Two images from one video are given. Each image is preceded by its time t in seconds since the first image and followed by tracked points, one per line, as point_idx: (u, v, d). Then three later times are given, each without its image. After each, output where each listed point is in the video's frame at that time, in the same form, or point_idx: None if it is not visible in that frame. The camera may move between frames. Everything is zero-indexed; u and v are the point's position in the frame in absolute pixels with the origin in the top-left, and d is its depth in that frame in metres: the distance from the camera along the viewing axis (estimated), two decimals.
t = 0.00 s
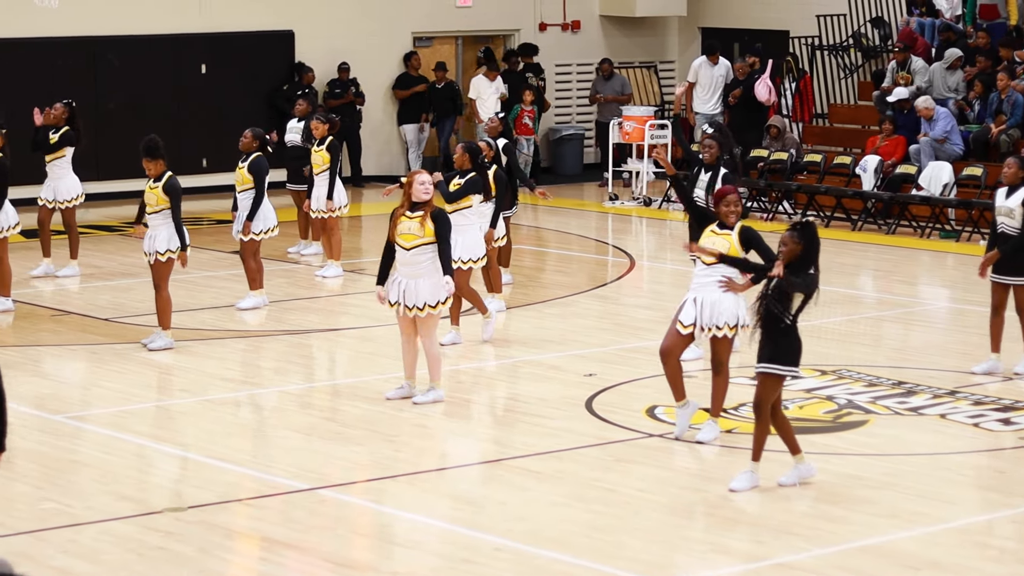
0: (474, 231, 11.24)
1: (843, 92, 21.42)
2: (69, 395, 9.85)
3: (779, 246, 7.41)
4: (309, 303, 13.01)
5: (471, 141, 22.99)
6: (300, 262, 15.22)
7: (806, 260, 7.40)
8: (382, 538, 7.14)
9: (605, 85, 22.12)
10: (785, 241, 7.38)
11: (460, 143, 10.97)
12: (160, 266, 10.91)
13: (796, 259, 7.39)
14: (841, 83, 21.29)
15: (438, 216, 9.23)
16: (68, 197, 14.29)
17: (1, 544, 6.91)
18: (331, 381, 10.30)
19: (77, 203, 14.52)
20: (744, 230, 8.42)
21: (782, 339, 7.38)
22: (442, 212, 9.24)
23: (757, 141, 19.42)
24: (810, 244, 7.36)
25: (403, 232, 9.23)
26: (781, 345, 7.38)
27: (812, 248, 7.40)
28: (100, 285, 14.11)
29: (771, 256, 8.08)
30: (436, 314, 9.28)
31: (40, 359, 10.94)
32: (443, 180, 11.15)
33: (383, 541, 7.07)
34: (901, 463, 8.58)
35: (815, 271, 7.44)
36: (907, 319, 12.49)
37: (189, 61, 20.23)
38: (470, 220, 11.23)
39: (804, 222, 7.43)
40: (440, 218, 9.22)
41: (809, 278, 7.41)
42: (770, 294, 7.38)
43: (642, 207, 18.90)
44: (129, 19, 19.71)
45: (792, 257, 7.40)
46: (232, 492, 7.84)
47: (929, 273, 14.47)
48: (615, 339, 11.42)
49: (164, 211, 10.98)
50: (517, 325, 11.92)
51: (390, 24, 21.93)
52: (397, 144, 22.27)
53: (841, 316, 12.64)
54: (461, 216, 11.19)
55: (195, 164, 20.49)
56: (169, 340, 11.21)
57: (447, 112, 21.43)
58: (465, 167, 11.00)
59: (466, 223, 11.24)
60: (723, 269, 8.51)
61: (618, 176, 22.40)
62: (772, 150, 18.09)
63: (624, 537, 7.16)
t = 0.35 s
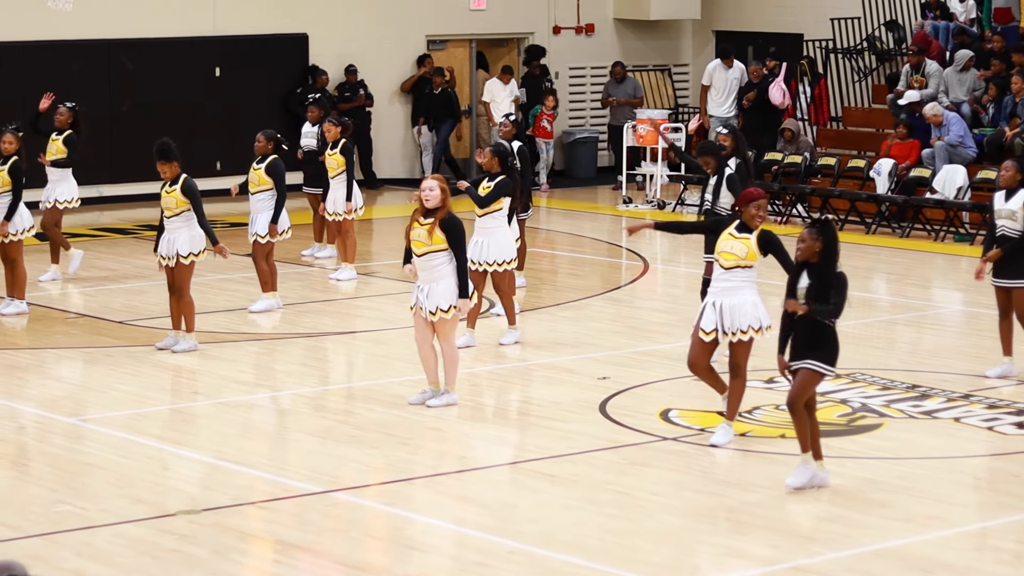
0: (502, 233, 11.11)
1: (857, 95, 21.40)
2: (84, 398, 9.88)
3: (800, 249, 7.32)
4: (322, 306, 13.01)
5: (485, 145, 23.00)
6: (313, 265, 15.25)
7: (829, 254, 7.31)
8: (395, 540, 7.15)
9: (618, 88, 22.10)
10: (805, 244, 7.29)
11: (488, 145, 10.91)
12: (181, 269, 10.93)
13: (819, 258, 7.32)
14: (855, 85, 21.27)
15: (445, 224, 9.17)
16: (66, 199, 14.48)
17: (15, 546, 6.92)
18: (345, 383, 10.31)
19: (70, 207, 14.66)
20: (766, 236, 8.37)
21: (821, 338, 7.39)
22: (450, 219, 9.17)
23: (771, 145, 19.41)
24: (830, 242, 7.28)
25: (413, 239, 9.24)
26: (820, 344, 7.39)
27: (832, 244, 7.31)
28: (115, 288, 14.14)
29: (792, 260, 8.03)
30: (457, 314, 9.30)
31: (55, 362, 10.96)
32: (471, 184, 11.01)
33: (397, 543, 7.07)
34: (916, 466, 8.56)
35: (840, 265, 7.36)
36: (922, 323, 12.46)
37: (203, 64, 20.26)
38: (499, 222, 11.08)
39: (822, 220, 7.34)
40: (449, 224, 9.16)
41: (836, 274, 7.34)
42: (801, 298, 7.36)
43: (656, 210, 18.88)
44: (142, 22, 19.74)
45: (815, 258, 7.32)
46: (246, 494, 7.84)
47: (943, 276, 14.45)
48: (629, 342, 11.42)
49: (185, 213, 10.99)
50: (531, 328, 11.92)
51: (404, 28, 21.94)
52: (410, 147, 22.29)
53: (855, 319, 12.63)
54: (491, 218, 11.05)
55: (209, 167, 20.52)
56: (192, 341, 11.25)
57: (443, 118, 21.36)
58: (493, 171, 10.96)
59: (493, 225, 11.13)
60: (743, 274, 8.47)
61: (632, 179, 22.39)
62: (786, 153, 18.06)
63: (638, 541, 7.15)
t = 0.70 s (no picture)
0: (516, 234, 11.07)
1: (859, 98, 21.42)
2: (85, 401, 9.89)
3: (806, 255, 7.33)
4: (323, 309, 13.02)
5: (486, 148, 23.01)
6: (314, 268, 15.26)
7: (836, 259, 7.30)
8: (395, 543, 7.15)
9: (618, 91, 22.11)
10: (810, 250, 7.29)
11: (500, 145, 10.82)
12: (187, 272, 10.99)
13: (825, 263, 7.31)
14: (857, 88, 21.28)
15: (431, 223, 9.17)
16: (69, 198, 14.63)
17: (16, 550, 6.92)
18: (346, 387, 10.31)
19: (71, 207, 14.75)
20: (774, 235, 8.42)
21: (831, 344, 7.36)
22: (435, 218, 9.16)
23: (773, 148, 19.42)
24: (835, 246, 7.28)
25: (405, 241, 9.32)
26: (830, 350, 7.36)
27: (838, 248, 7.31)
28: (116, 291, 14.14)
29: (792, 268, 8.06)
30: (451, 318, 9.26)
31: (56, 365, 10.96)
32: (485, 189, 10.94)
33: (397, 546, 7.07)
34: (917, 469, 8.56)
35: (847, 269, 7.35)
36: (922, 326, 12.46)
37: (205, 67, 20.25)
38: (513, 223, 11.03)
39: (828, 224, 7.35)
40: (434, 224, 9.15)
41: (843, 279, 7.33)
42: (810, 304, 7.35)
43: (658, 214, 18.87)
44: (143, 25, 19.74)
45: (821, 263, 7.32)
46: (247, 497, 7.85)
47: (944, 279, 14.44)
48: (630, 345, 11.42)
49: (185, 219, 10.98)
50: (532, 331, 11.92)
51: (405, 31, 21.95)
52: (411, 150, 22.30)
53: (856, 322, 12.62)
54: (503, 221, 10.98)
55: (210, 169, 20.52)
56: (193, 345, 11.25)
57: (429, 118, 21.23)
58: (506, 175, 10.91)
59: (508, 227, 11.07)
60: (757, 277, 8.54)
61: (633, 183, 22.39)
62: (788, 156, 18.04)
63: (638, 544, 7.16)
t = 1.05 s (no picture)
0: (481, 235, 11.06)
1: (825, 99, 21.52)
2: (51, 403, 9.84)
3: (766, 261, 7.35)
4: (290, 310, 12.99)
5: (453, 149, 23.01)
6: (281, 269, 15.23)
7: (796, 266, 7.31)
8: (362, 544, 7.14)
9: (585, 92, 22.14)
10: (770, 256, 7.31)
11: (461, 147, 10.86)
12: (151, 273, 10.94)
13: (785, 269, 7.32)
14: (822, 89, 21.38)
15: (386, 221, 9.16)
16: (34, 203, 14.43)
17: None
18: (313, 388, 10.29)
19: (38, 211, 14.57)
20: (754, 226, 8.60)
21: (798, 347, 7.38)
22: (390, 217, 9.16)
23: (739, 149, 19.50)
24: (793, 252, 7.29)
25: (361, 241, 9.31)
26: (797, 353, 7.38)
27: (797, 253, 7.32)
28: (83, 293, 14.08)
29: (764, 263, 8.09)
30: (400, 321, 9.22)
31: (22, 366, 10.90)
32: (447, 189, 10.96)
33: (363, 547, 7.06)
34: (882, 469, 8.60)
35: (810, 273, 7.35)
36: (888, 326, 12.53)
37: (172, 68, 20.21)
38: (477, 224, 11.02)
39: (788, 231, 7.36)
40: (389, 221, 9.15)
41: (804, 283, 7.33)
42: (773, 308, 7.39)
43: (624, 214, 18.90)
44: (110, 26, 19.67)
45: (781, 269, 7.33)
46: (213, 498, 7.83)
47: (910, 279, 14.52)
48: (596, 346, 11.44)
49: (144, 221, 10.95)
50: (498, 332, 11.93)
51: (372, 31, 21.93)
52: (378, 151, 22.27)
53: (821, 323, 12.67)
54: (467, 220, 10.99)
55: (177, 171, 20.47)
56: (159, 346, 11.21)
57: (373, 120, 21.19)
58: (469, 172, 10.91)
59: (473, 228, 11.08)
60: (738, 267, 8.72)
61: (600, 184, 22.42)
62: (754, 157, 18.09)
63: (605, 544, 7.17)
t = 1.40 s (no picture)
0: (446, 233, 11.06)
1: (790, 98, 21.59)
2: (14, 403, 9.77)
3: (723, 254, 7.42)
4: (255, 309, 12.95)
5: (418, 148, 22.98)
6: (246, 268, 15.17)
7: (752, 256, 7.40)
8: (327, 544, 7.12)
9: (550, 91, 22.14)
10: (728, 248, 7.38)
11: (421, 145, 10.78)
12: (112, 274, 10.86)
13: (741, 260, 7.39)
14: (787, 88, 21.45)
15: (355, 219, 9.20)
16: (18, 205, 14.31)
17: None
18: (277, 387, 10.26)
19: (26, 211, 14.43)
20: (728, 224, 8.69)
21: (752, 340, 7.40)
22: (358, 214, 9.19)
23: (703, 148, 19.56)
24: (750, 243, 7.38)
25: (323, 241, 9.26)
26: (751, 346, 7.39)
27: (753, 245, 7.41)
28: (47, 292, 13.99)
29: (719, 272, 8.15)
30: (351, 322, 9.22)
31: None
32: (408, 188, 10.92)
33: (328, 547, 7.04)
34: (846, 468, 8.64)
35: (766, 266, 7.44)
36: (852, 325, 12.58)
37: (136, 67, 20.14)
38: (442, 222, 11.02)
39: (745, 223, 7.46)
40: (358, 219, 9.19)
41: (760, 275, 7.40)
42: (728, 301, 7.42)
43: (589, 213, 18.91)
44: (74, 25, 19.55)
45: (737, 261, 7.40)
46: (178, 498, 7.80)
47: (875, 278, 14.58)
48: (562, 345, 11.45)
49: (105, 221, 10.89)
50: (464, 331, 11.92)
51: (338, 30, 21.87)
52: (344, 150, 22.21)
53: (786, 322, 12.71)
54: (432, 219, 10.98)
55: (141, 170, 20.39)
56: (123, 346, 11.16)
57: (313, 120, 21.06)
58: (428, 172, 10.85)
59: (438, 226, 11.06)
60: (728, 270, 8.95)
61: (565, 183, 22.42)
62: (719, 156, 18.12)
63: (570, 543, 7.17)
